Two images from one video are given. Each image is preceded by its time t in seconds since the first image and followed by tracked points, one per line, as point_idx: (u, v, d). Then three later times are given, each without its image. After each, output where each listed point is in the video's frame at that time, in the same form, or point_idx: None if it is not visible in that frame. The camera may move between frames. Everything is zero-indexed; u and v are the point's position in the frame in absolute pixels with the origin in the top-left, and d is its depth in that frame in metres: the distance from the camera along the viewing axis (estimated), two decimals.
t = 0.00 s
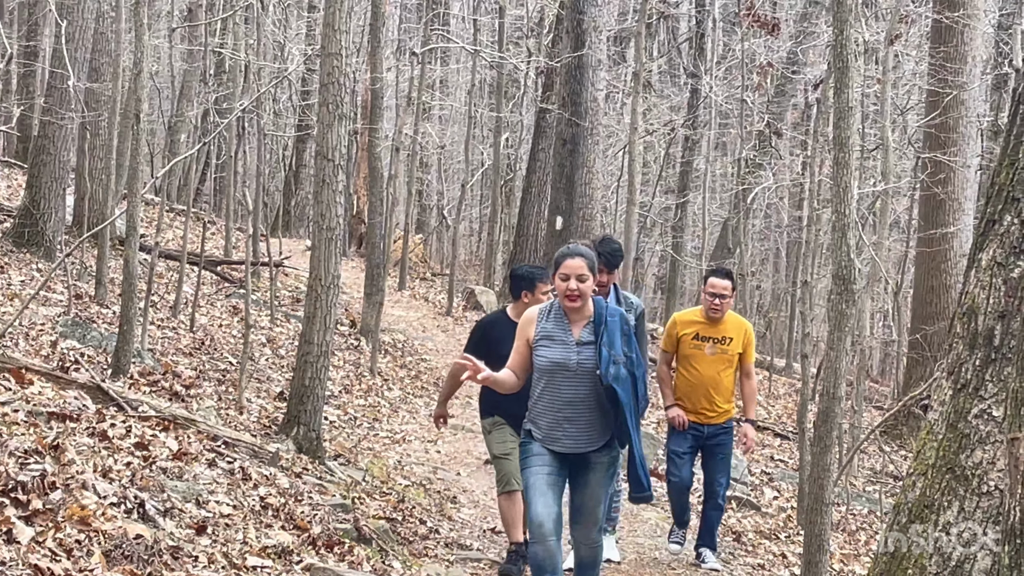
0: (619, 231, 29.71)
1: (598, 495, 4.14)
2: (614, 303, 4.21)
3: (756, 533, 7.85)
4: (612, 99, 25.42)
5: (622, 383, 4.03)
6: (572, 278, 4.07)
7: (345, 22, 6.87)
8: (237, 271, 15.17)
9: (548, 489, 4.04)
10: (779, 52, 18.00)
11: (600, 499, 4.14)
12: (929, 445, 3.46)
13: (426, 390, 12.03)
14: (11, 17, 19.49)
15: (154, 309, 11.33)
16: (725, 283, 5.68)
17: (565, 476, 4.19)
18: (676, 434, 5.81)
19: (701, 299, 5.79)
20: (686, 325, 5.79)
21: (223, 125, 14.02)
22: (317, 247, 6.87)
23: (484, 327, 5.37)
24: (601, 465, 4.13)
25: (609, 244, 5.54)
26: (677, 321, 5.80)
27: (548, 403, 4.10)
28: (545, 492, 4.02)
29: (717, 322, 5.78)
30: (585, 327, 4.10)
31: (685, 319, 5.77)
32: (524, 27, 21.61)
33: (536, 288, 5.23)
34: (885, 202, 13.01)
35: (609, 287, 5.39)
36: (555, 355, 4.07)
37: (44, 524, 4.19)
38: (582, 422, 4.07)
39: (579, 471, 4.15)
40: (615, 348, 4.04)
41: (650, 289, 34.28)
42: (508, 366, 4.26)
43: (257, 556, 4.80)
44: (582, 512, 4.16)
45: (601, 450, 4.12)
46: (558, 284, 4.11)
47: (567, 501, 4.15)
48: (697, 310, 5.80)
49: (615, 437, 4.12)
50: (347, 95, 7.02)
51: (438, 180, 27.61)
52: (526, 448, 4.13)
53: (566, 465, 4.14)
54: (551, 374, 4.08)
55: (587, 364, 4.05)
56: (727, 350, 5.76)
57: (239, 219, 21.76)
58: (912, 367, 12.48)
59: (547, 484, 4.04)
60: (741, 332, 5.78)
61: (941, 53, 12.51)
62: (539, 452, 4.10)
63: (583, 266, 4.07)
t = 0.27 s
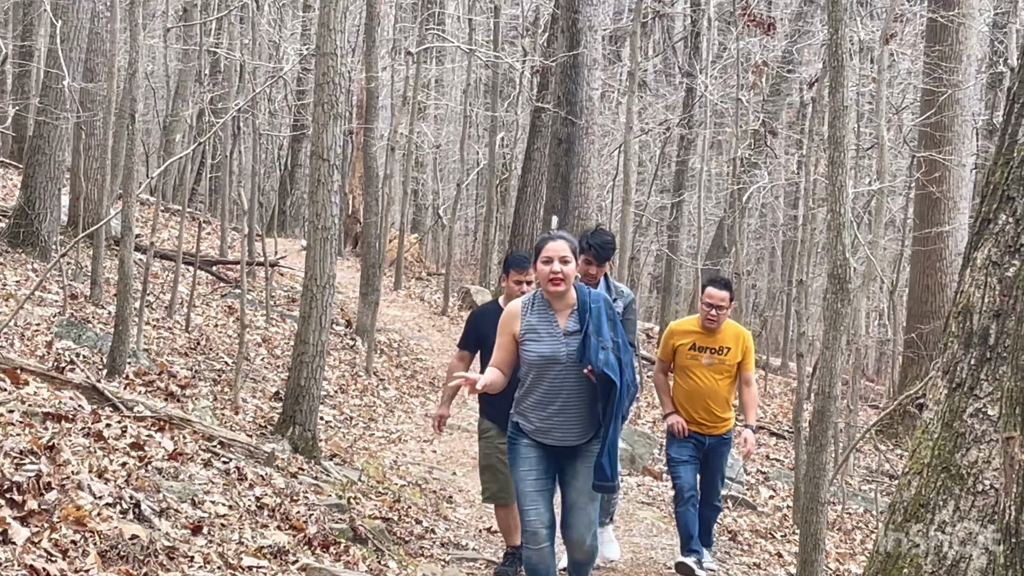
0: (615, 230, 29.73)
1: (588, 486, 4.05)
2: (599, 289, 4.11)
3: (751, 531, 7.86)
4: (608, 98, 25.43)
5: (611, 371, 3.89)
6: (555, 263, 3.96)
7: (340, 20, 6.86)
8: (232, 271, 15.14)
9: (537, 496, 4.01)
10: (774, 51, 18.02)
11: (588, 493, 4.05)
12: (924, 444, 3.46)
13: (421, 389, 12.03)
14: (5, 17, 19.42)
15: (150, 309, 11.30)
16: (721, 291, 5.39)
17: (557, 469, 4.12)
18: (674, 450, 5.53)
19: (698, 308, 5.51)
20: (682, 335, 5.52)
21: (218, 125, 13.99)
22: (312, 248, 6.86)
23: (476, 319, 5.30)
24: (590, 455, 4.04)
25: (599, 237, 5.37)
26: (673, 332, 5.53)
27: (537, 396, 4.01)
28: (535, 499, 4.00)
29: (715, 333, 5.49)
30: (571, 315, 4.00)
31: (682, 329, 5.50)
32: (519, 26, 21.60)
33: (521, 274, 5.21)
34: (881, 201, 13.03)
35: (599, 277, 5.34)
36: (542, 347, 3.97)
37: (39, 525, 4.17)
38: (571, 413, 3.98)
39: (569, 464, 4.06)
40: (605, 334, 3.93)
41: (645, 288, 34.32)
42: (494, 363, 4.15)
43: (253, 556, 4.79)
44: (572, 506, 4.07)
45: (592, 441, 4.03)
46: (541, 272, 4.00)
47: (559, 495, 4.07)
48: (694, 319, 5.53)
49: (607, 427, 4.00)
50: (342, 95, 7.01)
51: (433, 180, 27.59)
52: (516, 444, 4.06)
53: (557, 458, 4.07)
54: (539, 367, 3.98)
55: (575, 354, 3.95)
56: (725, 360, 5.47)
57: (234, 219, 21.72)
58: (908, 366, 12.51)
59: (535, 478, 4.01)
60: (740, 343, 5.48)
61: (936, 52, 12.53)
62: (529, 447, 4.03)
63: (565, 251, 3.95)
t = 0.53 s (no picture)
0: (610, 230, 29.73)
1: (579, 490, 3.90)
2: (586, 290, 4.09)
3: (747, 531, 7.87)
4: (603, 98, 25.43)
5: (601, 372, 3.83)
6: (545, 262, 3.92)
7: (335, 20, 6.84)
8: (227, 271, 15.11)
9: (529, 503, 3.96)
10: (769, 51, 18.02)
11: (579, 485, 3.86)
12: (919, 443, 3.47)
13: (417, 390, 12.01)
14: None
15: (145, 310, 11.26)
16: (704, 287, 5.35)
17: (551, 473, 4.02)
18: (671, 452, 5.51)
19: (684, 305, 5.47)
20: (671, 334, 5.49)
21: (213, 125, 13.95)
22: (307, 248, 6.84)
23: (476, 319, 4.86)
24: (581, 452, 3.92)
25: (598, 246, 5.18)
26: (661, 332, 5.52)
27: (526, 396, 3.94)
28: (529, 508, 3.96)
29: (703, 328, 5.45)
30: (560, 315, 3.96)
31: (670, 327, 5.48)
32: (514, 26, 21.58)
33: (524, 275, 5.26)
34: (876, 201, 13.04)
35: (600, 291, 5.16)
36: (530, 347, 3.91)
37: (34, 525, 4.15)
38: (559, 407, 3.91)
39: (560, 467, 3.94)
40: (593, 335, 3.91)
41: (641, 288, 34.34)
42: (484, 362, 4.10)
43: (248, 556, 4.78)
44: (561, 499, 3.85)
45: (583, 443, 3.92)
46: (531, 271, 3.96)
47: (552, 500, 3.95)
48: (682, 317, 5.50)
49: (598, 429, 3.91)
50: (336, 95, 6.99)
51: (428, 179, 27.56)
52: (506, 448, 4.00)
53: (549, 462, 3.98)
54: (528, 367, 3.91)
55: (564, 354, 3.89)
56: (716, 356, 5.43)
57: (229, 219, 21.67)
58: (903, 365, 12.52)
59: (525, 482, 3.94)
60: (730, 337, 5.45)
61: (931, 51, 12.54)
62: (518, 450, 3.96)
63: (556, 248, 3.92)
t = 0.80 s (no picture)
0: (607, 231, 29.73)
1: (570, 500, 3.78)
2: (585, 299, 3.99)
3: (744, 532, 7.87)
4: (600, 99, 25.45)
5: (604, 385, 3.79)
6: (544, 268, 3.81)
7: (332, 22, 6.84)
8: (223, 272, 15.09)
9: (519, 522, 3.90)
10: (765, 52, 18.04)
11: (569, 502, 3.74)
12: (916, 445, 3.48)
13: (414, 391, 12.01)
14: None
15: (141, 311, 11.24)
16: (702, 291, 5.30)
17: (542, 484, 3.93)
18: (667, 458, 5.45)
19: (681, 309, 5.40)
20: (668, 338, 5.42)
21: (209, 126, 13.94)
22: (304, 250, 6.84)
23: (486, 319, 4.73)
24: (574, 466, 3.81)
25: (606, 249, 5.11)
26: (657, 336, 5.45)
27: (518, 406, 3.79)
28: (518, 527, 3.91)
29: (701, 332, 5.37)
30: (557, 322, 3.84)
31: (667, 332, 5.41)
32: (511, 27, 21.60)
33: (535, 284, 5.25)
34: (872, 202, 13.06)
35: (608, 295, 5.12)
36: (525, 355, 3.78)
37: (31, 527, 4.14)
38: (553, 418, 3.78)
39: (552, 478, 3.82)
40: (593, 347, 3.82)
41: (637, 289, 34.37)
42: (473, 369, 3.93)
43: (245, 557, 4.77)
44: (550, 516, 3.75)
45: (576, 454, 3.82)
46: (529, 275, 3.84)
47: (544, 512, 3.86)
48: (678, 321, 5.43)
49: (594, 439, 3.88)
50: (333, 97, 7.00)
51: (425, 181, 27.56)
52: (500, 463, 3.93)
53: (542, 475, 3.89)
54: (522, 375, 3.78)
55: (560, 364, 3.77)
56: (714, 361, 5.36)
57: (226, 220, 21.64)
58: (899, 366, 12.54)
59: (518, 498, 3.89)
60: (728, 342, 5.38)
61: (927, 52, 12.57)
62: (512, 465, 3.90)
63: (555, 254, 3.81)
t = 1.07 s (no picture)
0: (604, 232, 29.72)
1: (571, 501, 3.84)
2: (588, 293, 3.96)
3: (741, 534, 7.88)
4: (598, 100, 25.44)
5: (604, 378, 3.74)
6: (540, 262, 3.81)
7: (330, 22, 6.83)
8: (221, 273, 15.08)
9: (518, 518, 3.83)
10: (763, 54, 18.05)
11: (572, 504, 3.83)
12: (915, 446, 3.48)
13: (411, 392, 12.00)
14: None
15: (139, 312, 11.23)
16: (716, 304, 5.27)
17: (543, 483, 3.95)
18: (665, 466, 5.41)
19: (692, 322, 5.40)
20: (675, 350, 5.40)
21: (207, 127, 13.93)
22: (302, 252, 6.83)
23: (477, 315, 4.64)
24: (576, 466, 3.84)
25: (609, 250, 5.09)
26: (666, 345, 5.42)
27: (520, 402, 3.80)
28: (515, 522, 3.82)
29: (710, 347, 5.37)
30: (556, 317, 3.82)
31: (675, 342, 5.39)
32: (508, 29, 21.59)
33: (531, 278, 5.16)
34: (870, 203, 13.07)
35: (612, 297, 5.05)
36: (525, 350, 3.77)
37: (29, 528, 4.13)
38: (555, 417, 3.78)
39: (553, 478, 3.86)
40: (594, 342, 3.78)
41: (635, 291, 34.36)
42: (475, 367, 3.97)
43: (243, 559, 4.76)
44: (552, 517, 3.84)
45: (579, 452, 3.84)
46: (527, 270, 3.84)
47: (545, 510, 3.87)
48: (687, 334, 5.42)
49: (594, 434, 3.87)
50: (331, 98, 6.99)
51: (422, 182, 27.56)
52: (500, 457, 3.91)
53: (542, 473, 3.90)
54: (522, 371, 3.77)
55: (560, 359, 3.75)
56: (720, 376, 5.34)
57: (223, 222, 21.62)
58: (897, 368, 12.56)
59: (518, 494, 3.84)
60: (736, 359, 5.37)
61: (925, 54, 12.59)
62: (512, 460, 3.87)
63: (553, 247, 3.81)
